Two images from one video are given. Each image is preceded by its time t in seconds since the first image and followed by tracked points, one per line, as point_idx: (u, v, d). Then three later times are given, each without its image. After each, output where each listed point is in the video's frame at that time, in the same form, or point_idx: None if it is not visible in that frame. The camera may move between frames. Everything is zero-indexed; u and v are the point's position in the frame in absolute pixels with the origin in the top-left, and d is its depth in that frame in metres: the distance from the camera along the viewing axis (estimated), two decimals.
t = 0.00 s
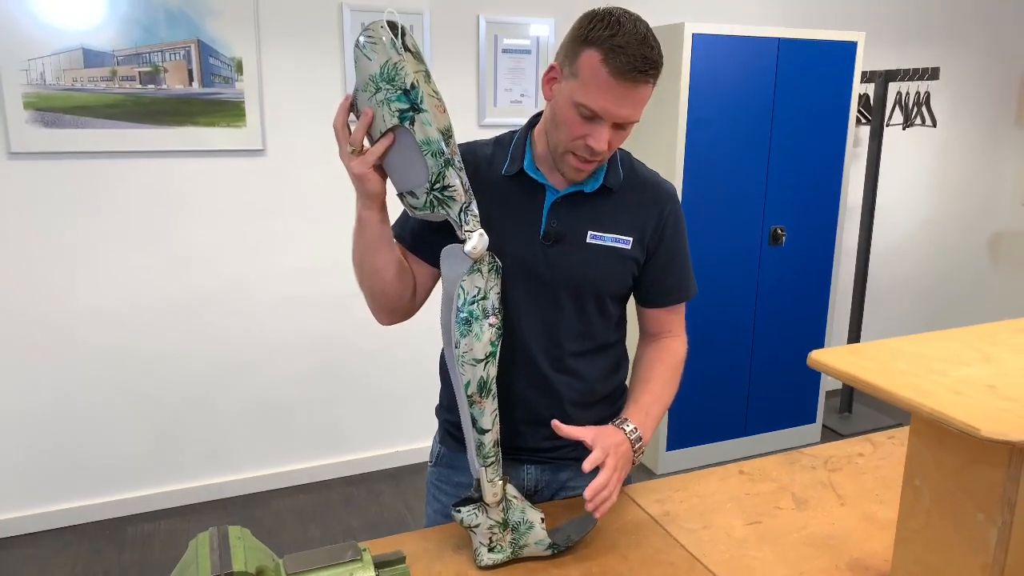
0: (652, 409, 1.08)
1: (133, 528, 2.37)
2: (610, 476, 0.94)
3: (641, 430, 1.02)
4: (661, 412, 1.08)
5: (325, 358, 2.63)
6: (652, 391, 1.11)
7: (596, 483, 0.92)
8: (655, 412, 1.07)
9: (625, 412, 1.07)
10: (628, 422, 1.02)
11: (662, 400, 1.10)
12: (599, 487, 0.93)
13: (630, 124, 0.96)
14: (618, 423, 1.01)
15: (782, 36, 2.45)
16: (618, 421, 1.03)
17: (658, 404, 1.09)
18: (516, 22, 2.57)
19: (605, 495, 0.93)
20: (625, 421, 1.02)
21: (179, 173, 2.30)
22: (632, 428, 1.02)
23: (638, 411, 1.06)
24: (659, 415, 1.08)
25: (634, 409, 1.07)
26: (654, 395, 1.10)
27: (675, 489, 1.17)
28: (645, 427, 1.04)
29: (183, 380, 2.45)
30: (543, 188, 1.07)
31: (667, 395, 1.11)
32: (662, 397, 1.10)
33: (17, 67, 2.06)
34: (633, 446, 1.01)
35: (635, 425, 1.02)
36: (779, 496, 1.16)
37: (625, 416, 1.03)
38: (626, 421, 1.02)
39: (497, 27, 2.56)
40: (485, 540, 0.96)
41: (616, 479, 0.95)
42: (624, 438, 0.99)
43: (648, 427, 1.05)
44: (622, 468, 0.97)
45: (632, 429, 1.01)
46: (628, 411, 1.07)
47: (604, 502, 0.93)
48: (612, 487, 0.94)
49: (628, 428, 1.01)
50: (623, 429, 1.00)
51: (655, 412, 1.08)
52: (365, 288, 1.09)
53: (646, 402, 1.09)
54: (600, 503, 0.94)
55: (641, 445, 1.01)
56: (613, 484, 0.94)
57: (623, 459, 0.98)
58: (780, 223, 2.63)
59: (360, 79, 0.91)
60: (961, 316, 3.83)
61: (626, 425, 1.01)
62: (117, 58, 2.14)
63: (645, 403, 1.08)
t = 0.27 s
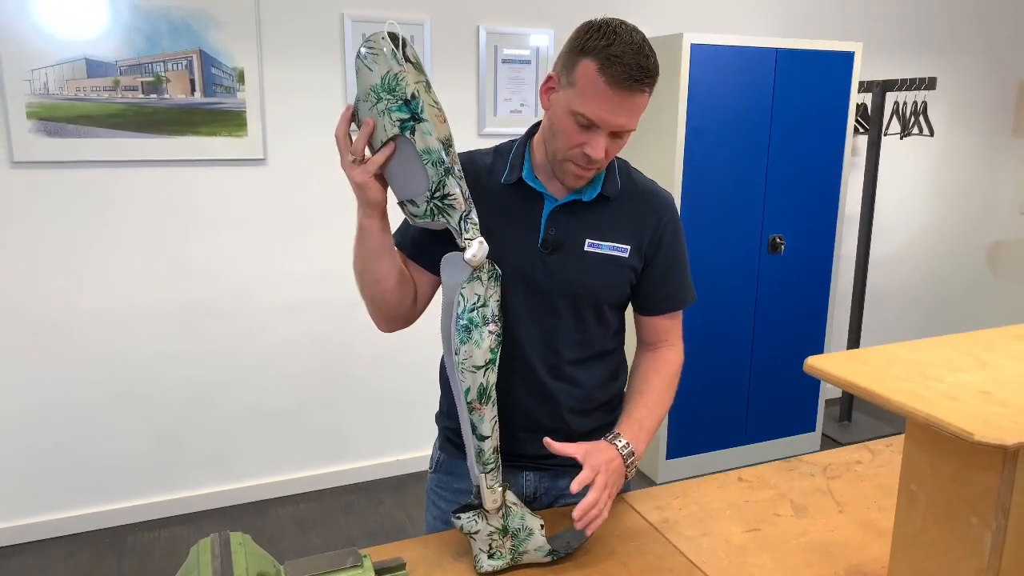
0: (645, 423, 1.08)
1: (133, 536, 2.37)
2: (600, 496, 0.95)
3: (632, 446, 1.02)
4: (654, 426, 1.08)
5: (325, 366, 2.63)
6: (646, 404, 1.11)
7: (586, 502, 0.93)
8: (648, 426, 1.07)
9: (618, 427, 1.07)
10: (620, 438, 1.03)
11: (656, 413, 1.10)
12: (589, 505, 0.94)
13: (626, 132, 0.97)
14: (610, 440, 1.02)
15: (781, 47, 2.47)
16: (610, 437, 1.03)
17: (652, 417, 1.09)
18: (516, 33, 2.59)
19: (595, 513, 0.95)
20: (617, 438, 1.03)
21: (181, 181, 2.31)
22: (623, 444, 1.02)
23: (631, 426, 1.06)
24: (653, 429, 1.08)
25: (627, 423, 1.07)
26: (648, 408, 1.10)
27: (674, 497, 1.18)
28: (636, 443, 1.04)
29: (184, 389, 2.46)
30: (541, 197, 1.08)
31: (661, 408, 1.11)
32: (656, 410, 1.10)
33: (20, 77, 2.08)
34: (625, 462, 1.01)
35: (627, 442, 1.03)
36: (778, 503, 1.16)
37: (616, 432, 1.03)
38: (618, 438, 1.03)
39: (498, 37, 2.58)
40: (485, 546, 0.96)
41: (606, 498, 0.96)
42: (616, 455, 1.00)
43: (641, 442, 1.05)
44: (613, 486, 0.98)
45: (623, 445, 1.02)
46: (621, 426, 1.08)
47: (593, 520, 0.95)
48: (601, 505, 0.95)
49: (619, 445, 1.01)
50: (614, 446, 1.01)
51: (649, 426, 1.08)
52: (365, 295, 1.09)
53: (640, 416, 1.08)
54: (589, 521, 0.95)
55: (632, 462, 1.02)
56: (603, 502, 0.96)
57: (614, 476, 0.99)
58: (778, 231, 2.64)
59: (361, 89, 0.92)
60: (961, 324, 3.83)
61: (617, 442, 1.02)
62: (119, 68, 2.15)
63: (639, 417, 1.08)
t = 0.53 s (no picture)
0: (634, 446, 1.08)
1: (132, 544, 2.37)
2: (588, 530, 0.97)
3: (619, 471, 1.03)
4: (643, 447, 1.08)
5: (325, 374, 2.64)
6: (635, 425, 1.10)
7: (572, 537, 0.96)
8: (637, 447, 1.07)
9: (607, 451, 1.07)
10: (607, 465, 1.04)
11: (646, 433, 1.10)
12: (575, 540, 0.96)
13: (623, 141, 0.98)
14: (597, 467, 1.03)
15: (778, 56, 2.48)
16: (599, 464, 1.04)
17: (641, 438, 1.08)
18: (516, 43, 2.61)
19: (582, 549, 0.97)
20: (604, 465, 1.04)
21: (182, 190, 2.32)
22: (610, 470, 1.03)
23: (619, 449, 1.07)
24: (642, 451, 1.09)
25: (615, 446, 1.07)
26: (638, 428, 1.09)
27: (672, 503, 1.18)
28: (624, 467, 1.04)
29: (184, 396, 2.46)
30: (538, 205, 1.09)
31: (651, 428, 1.11)
32: (646, 430, 1.10)
33: (23, 87, 2.09)
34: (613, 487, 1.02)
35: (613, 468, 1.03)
36: (776, 510, 1.16)
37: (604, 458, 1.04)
38: (605, 464, 1.04)
39: (497, 46, 2.59)
40: (483, 552, 0.97)
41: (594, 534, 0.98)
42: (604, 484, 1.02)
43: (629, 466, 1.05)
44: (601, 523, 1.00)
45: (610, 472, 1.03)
46: (610, 449, 1.08)
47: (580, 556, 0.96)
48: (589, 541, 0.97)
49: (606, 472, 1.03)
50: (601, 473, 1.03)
51: (638, 448, 1.08)
52: (365, 302, 1.10)
53: (629, 438, 1.08)
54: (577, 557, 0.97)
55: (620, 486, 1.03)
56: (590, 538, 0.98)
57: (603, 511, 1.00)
58: (777, 239, 2.65)
59: (361, 99, 0.93)
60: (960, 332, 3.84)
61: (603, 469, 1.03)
62: (121, 78, 2.17)
63: (628, 439, 1.08)
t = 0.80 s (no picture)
0: (617, 464, 1.08)
1: (130, 551, 2.37)
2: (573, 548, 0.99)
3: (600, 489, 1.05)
4: (627, 463, 1.08)
5: (323, 380, 2.64)
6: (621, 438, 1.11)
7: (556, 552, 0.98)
8: (621, 464, 1.08)
9: (591, 468, 1.08)
10: (590, 482, 1.05)
11: (632, 448, 1.10)
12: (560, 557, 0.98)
13: (616, 146, 0.98)
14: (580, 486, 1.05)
15: (774, 63, 2.50)
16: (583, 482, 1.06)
17: (625, 455, 1.09)
18: (514, 50, 2.62)
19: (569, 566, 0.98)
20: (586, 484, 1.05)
21: (181, 196, 2.33)
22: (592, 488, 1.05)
23: (602, 468, 1.08)
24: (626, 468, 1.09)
25: (599, 464, 1.08)
26: (623, 445, 1.09)
27: (668, 508, 1.18)
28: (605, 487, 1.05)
29: (182, 402, 2.46)
30: (533, 210, 1.09)
31: (637, 443, 1.11)
32: (631, 445, 1.10)
33: (23, 93, 2.10)
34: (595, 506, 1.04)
35: (595, 486, 1.05)
36: (772, 515, 1.16)
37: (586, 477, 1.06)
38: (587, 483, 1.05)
39: (495, 53, 2.61)
40: (479, 556, 0.97)
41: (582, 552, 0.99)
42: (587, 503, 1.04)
43: (611, 485, 1.06)
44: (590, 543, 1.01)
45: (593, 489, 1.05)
46: (594, 466, 1.09)
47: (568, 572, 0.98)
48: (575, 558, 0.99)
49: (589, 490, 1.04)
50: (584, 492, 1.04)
51: (621, 465, 1.08)
52: (362, 307, 1.11)
53: (613, 455, 1.09)
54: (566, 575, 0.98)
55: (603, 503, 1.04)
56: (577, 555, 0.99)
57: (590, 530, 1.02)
58: (774, 245, 2.65)
59: (356, 105, 0.93)
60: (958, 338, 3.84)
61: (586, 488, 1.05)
62: (121, 84, 2.18)
63: (611, 456, 1.08)
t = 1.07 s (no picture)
0: (611, 466, 1.07)
1: (126, 555, 2.36)
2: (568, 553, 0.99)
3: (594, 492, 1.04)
4: (621, 466, 1.08)
5: (319, 383, 2.64)
6: (615, 442, 1.11)
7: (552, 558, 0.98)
8: (615, 467, 1.07)
9: (585, 471, 1.08)
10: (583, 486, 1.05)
11: (626, 451, 1.10)
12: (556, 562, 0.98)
13: (606, 148, 0.98)
14: (574, 489, 1.04)
15: (771, 66, 2.50)
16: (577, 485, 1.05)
17: (619, 458, 1.08)
18: (511, 53, 2.62)
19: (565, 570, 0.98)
20: (580, 487, 1.05)
21: (178, 200, 2.33)
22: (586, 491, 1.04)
23: (596, 471, 1.07)
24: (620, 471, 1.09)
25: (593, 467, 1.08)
26: (617, 448, 1.09)
27: (662, 512, 1.18)
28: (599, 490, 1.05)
29: (179, 406, 2.46)
30: (526, 213, 1.09)
31: (632, 446, 1.10)
32: (625, 448, 1.09)
33: (19, 96, 2.10)
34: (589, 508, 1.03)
35: (588, 489, 1.04)
36: (766, 518, 1.16)
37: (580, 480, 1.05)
38: (581, 486, 1.05)
39: (492, 57, 2.61)
40: (472, 560, 0.97)
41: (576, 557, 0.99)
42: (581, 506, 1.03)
43: (605, 488, 1.06)
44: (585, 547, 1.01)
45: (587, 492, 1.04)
46: (588, 469, 1.08)
47: None
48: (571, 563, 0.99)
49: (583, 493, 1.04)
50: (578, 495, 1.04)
51: (616, 468, 1.08)
52: (355, 310, 1.10)
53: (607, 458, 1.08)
54: None
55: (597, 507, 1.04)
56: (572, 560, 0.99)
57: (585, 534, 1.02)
58: (771, 248, 2.65)
59: (348, 109, 0.93)
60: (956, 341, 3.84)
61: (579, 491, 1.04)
62: (118, 88, 2.18)
63: (606, 459, 1.08)
